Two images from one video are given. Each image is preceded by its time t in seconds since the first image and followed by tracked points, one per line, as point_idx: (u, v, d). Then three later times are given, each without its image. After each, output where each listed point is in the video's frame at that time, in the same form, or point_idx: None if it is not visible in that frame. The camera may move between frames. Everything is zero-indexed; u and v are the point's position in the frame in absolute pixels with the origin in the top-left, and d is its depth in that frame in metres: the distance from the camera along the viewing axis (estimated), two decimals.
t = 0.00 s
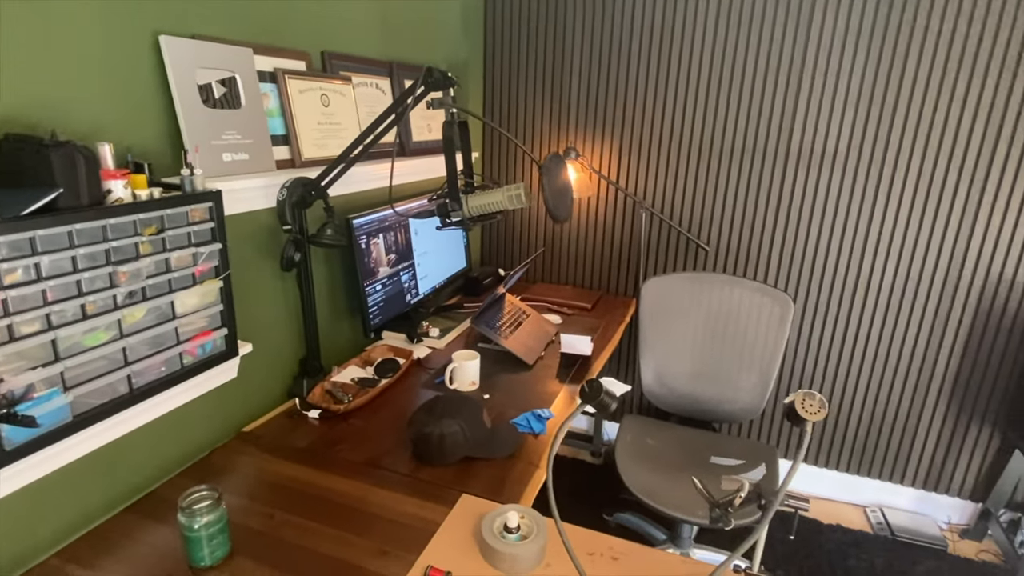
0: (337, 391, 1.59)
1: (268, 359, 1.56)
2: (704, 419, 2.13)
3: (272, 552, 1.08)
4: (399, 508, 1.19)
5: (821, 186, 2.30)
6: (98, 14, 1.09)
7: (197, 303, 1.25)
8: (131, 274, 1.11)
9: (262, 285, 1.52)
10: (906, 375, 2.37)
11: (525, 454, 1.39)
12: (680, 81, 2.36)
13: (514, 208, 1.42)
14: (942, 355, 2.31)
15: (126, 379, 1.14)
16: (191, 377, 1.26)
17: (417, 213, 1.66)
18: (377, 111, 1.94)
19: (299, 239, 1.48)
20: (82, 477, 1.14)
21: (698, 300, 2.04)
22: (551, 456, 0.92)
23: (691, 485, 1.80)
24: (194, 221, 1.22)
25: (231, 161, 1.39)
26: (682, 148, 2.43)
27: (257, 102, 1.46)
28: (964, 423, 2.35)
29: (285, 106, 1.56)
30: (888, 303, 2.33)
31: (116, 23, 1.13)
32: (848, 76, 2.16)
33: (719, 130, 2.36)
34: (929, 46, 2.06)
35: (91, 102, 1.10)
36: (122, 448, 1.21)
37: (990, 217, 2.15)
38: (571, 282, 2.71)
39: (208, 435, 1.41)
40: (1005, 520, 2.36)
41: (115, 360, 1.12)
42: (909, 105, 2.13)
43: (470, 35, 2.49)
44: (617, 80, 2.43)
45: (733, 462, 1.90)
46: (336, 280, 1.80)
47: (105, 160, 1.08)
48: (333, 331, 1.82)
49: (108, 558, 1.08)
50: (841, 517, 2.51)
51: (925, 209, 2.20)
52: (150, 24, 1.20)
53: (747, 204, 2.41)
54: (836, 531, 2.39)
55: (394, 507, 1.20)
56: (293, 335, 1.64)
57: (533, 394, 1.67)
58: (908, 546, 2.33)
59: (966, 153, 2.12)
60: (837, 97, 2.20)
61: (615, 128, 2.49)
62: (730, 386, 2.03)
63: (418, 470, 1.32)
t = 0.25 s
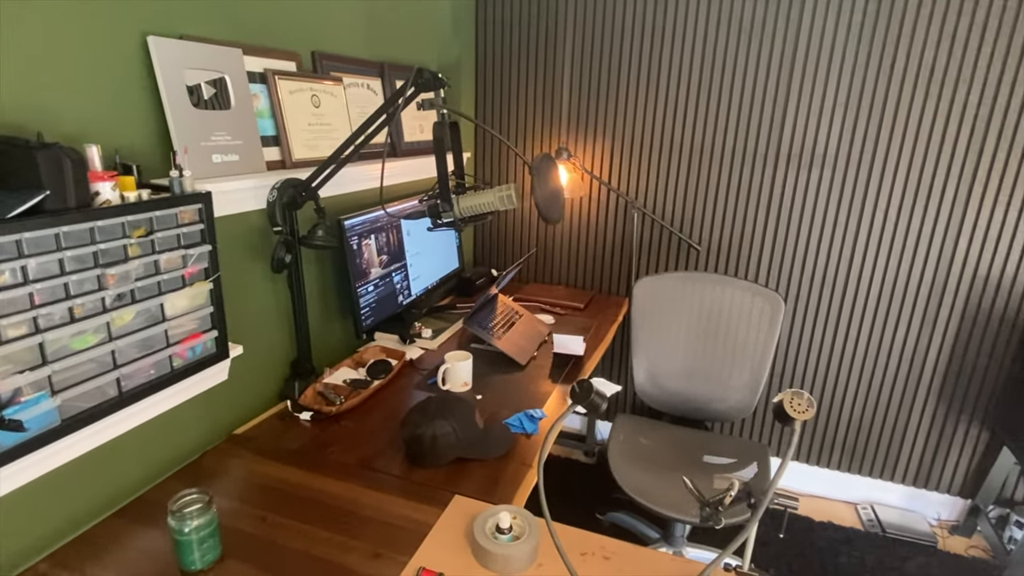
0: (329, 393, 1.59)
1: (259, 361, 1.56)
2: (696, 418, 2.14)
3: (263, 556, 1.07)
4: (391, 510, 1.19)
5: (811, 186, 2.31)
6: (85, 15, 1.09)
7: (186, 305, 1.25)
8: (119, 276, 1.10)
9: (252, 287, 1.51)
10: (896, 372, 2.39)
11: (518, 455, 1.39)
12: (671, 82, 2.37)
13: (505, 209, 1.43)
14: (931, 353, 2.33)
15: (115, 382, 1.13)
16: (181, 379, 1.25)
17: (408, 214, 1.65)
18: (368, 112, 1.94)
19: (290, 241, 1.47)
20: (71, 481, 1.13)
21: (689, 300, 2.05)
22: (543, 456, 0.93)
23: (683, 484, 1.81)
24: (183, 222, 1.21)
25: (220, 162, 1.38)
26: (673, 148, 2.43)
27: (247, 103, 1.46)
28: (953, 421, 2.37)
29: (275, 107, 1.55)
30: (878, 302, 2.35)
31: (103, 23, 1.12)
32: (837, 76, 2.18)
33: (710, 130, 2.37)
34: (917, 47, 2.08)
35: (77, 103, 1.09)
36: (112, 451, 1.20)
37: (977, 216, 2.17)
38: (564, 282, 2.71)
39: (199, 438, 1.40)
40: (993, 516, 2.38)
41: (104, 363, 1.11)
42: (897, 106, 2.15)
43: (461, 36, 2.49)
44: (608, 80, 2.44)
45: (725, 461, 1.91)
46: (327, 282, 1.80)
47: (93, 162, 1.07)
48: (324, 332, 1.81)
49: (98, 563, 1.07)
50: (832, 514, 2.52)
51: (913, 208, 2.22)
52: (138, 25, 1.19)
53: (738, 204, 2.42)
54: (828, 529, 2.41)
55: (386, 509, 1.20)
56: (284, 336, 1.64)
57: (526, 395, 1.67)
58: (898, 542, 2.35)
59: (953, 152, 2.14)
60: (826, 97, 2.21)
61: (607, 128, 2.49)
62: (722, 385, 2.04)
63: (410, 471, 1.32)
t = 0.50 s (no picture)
0: (323, 394, 1.58)
1: (252, 362, 1.55)
2: (690, 417, 2.15)
3: (258, 558, 1.07)
4: (386, 511, 1.19)
5: (804, 184, 2.32)
6: (75, 15, 1.08)
7: (180, 306, 1.24)
8: (112, 277, 1.10)
9: (246, 288, 1.50)
10: (888, 370, 2.40)
11: (513, 455, 1.39)
12: (665, 82, 2.37)
13: (499, 209, 1.43)
14: (923, 351, 2.35)
15: (108, 384, 1.12)
16: (174, 381, 1.25)
17: (403, 215, 1.65)
18: (362, 112, 1.93)
19: (283, 241, 1.46)
20: (63, 484, 1.12)
21: (684, 299, 2.05)
22: (538, 456, 0.93)
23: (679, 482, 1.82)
24: (176, 223, 1.20)
25: (213, 163, 1.37)
26: (667, 148, 2.44)
27: (240, 104, 1.45)
28: (945, 418, 2.39)
29: (268, 108, 1.55)
30: (871, 300, 2.36)
31: (94, 24, 1.11)
32: (829, 76, 2.19)
33: (703, 129, 2.38)
34: (908, 47, 2.09)
35: (67, 104, 1.09)
36: (104, 454, 1.19)
37: (967, 215, 2.19)
38: (558, 281, 2.72)
39: (193, 440, 1.40)
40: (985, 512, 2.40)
41: (96, 365, 1.10)
42: (889, 105, 2.16)
43: (455, 35, 2.49)
44: (602, 79, 2.44)
45: (720, 459, 1.92)
46: (321, 282, 1.79)
47: (84, 163, 1.06)
48: (319, 333, 1.81)
49: (91, 566, 1.06)
50: (826, 511, 2.54)
51: (906, 207, 2.24)
52: (129, 25, 1.18)
53: (731, 203, 2.43)
54: (822, 526, 2.42)
55: (381, 510, 1.19)
56: (278, 337, 1.63)
57: (521, 394, 1.68)
58: (891, 538, 2.37)
59: (945, 151, 2.15)
60: (818, 97, 2.22)
61: (601, 128, 2.50)
62: (716, 384, 2.05)
63: (406, 472, 1.31)
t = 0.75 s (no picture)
0: (318, 395, 1.58)
1: (247, 364, 1.54)
2: (686, 416, 2.15)
3: (252, 560, 1.07)
4: (382, 512, 1.19)
5: (798, 184, 2.33)
6: (66, 15, 1.07)
7: (173, 308, 1.23)
8: (104, 279, 1.09)
9: (240, 289, 1.50)
10: (882, 368, 2.42)
11: (509, 455, 1.39)
12: (660, 82, 2.38)
13: (494, 209, 1.43)
14: (917, 350, 2.36)
15: (101, 387, 1.12)
16: (168, 383, 1.24)
17: (398, 215, 1.65)
18: (356, 112, 1.93)
19: (278, 242, 1.46)
20: (55, 487, 1.11)
21: (679, 299, 2.06)
22: (534, 457, 0.93)
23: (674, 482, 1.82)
24: (169, 224, 1.20)
25: (206, 163, 1.37)
26: (662, 148, 2.45)
27: (233, 104, 1.45)
28: (939, 416, 2.40)
29: (261, 108, 1.54)
30: (864, 299, 2.37)
31: (85, 24, 1.11)
32: (823, 76, 2.20)
33: (698, 129, 2.39)
34: (901, 46, 2.10)
35: (58, 104, 1.08)
36: (97, 457, 1.18)
37: (960, 214, 2.20)
38: (554, 281, 2.72)
39: (187, 442, 1.39)
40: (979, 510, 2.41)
41: (89, 367, 1.09)
42: (882, 105, 2.17)
43: (449, 35, 2.49)
44: (597, 79, 2.44)
45: (715, 458, 1.92)
46: (316, 283, 1.79)
47: (76, 164, 1.06)
48: (313, 334, 1.80)
49: (84, 570, 1.05)
50: (821, 510, 2.55)
51: (898, 206, 2.25)
52: (121, 25, 1.18)
53: (726, 203, 2.43)
54: (817, 524, 2.43)
55: (377, 511, 1.19)
56: (272, 338, 1.62)
57: (516, 395, 1.67)
58: (886, 536, 2.38)
59: (937, 151, 2.17)
60: (812, 97, 2.23)
61: (596, 128, 2.50)
62: (711, 383, 2.06)
63: (401, 473, 1.31)
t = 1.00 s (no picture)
0: (312, 397, 1.57)
1: (240, 366, 1.54)
2: (680, 416, 2.16)
3: (246, 564, 1.06)
4: (376, 514, 1.18)
5: (791, 184, 2.35)
6: (56, 16, 1.06)
7: (165, 310, 1.23)
8: (95, 281, 1.08)
9: (233, 291, 1.49)
10: (875, 367, 2.43)
11: (503, 457, 1.38)
12: (653, 83, 2.39)
13: (488, 210, 1.43)
14: (909, 349, 2.37)
15: (92, 390, 1.11)
16: (160, 386, 1.23)
17: (392, 216, 1.64)
18: (349, 113, 1.93)
19: (271, 244, 1.45)
20: (46, 491, 1.10)
21: (673, 299, 2.06)
22: (528, 458, 0.93)
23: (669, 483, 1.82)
24: (161, 226, 1.19)
25: (199, 165, 1.36)
26: (655, 149, 2.45)
27: (226, 105, 1.44)
28: (931, 415, 2.41)
29: (254, 109, 1.53)
30: (857, 299, 2.39)
31: (76, 24, 1.10)
32: (815, 77, 2.21)
33: (691, 130, 2.40)
34: (892, 48, 2.12)
35: (49, 106, 1.07)
36: (88, 461, 1.17)
37: (951, 214, 2.22)
38: (548, 282, 2.72)
39: (179, 445, 1.38)
40: (971, 508, 2.43)
41: (80, 370, 1.08)
42: (873, 106, 2.19)
43: (443, 36, 2.49)
44: (590, 80, 2.45)
45: (709, 458, 1.93)
46: (310, 285, 1.78)
47: (67, 165, 1.05)
48: (307, 336, 1.80)
49: None
50: (815, 509, 2.56)
51: (890, 207, 2.27)
52: (112, 26, 1.17)
53: (720, 203, 2.44)
54: (811, 523, 2.44)
55: (371, 514, 1.19)
56: (266, 340, 1.62)
57: (511, 396, 1.67)
58: (879, 535, 2.39)
59: (928, 152, 2.18)
60: (804, 98, 2.25)
61: (590, 130, 2.50)
62: (705, 383, 2.06)
63: (396, 475, 1.31)
